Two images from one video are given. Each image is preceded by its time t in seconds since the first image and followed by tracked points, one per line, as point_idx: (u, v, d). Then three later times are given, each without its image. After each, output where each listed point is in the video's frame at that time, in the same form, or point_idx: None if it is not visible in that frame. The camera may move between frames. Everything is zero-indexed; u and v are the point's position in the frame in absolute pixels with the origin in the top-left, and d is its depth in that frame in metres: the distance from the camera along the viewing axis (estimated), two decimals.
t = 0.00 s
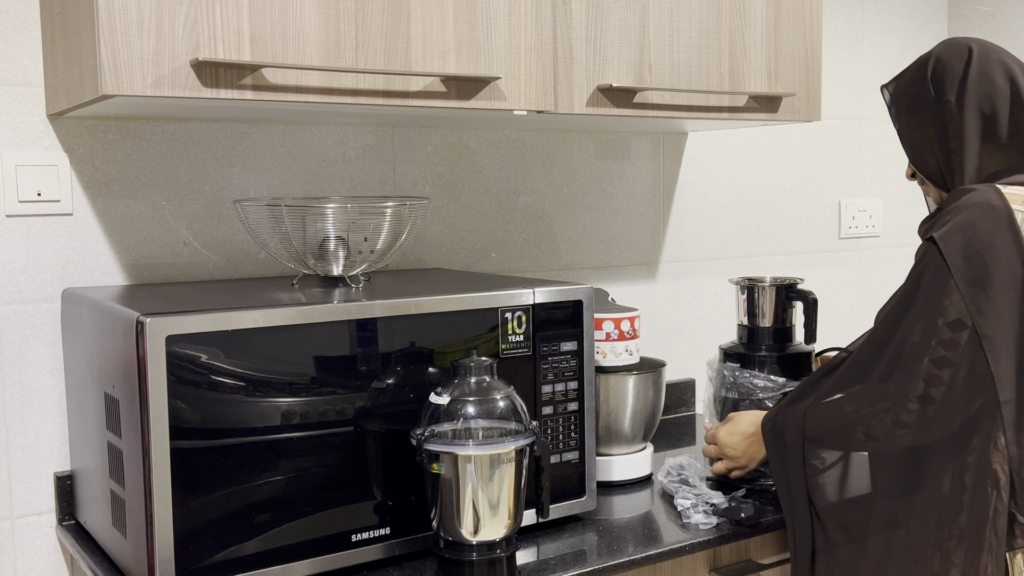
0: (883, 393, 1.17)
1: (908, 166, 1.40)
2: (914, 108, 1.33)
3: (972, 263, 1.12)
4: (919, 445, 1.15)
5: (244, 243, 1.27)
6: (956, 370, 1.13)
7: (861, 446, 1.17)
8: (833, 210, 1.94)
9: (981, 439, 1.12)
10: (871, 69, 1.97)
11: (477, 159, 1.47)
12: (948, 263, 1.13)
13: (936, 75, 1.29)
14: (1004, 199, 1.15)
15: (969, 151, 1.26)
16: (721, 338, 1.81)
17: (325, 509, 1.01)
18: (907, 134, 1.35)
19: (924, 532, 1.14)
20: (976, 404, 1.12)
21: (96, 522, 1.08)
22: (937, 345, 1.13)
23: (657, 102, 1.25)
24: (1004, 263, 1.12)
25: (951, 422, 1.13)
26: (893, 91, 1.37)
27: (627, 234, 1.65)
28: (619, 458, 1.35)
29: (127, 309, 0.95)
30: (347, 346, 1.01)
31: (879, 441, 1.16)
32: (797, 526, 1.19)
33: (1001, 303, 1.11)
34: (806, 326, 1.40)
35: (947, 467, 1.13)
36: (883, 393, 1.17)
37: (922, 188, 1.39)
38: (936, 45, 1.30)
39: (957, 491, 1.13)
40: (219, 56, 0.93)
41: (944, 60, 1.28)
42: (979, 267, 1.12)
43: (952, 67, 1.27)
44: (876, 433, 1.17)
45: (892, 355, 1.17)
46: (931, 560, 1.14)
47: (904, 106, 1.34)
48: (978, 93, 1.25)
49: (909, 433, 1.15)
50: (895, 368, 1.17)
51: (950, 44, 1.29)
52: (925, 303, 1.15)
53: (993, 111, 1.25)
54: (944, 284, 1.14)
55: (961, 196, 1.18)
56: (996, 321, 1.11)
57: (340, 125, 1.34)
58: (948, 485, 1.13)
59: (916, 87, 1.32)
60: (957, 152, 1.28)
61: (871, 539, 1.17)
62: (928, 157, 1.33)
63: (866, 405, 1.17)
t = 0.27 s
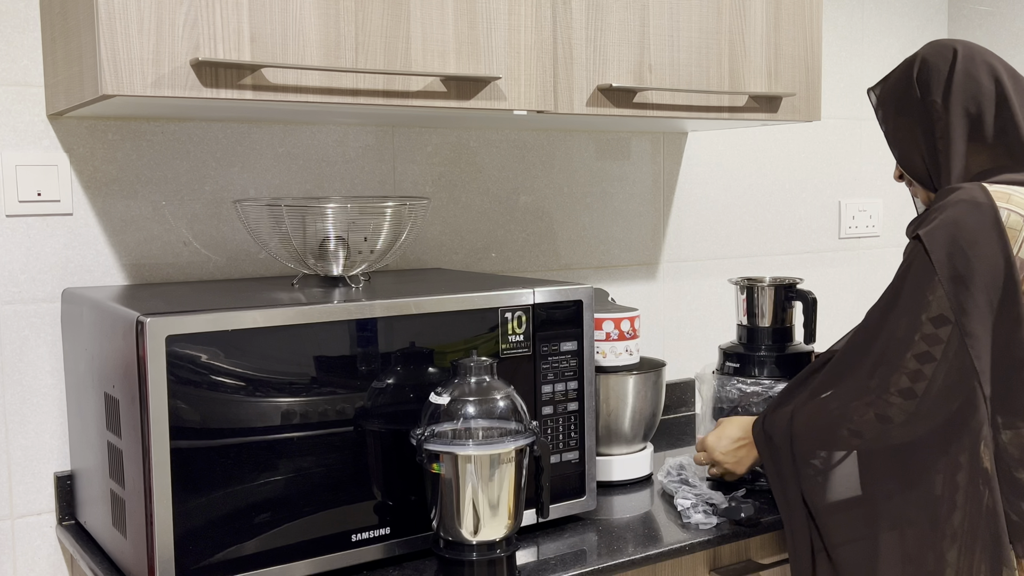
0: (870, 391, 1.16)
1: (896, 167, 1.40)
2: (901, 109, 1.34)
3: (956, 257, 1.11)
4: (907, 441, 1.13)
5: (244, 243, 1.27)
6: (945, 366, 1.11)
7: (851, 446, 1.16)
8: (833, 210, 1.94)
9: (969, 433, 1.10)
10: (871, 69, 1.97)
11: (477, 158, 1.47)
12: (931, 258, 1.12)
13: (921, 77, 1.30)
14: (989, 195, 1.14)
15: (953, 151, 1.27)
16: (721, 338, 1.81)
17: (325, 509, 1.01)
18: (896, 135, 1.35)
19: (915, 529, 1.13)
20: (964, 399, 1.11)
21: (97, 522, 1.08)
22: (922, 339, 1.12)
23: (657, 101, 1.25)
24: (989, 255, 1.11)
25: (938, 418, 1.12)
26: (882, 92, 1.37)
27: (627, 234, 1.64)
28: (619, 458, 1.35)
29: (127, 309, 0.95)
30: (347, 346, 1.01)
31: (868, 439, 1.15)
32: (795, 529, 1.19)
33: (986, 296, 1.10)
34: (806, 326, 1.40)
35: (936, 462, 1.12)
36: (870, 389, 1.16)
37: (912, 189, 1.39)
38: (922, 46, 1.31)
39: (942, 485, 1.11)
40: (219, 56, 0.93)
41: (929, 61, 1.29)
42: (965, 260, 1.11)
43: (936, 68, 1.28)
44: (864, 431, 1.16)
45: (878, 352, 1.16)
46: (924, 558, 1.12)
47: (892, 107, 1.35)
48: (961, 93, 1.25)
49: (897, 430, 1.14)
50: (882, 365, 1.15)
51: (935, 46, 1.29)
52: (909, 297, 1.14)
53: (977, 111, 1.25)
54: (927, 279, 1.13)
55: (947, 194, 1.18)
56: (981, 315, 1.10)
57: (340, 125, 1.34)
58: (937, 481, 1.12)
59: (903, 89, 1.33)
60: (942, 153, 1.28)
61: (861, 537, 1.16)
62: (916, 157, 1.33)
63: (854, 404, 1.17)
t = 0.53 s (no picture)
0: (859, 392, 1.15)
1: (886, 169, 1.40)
2: (890, 110, 1.34)
3: (942, 257, 1.11)
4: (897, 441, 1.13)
5: (244, 243, 1.27)
6: (935, 365, 1.11)
7: (843, 446, 1.16)
8: (833, 210, 1.94)
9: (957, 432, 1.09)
10: (871, 69, 1.97)
11: (477, 159, 1.47)
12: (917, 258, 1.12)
13: (908, 79, 1.30)
14: (975, 194, 1.14)
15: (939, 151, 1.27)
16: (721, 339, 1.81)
17: (325, 509, 1.01)
18: (886, 137, 1.35)
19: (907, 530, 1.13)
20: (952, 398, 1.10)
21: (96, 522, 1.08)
22: (910, 338, 1.12)
23: (657, 101, 1.25)
24: (975, 254, 1.10)
25: (927, 417, 1.11)
26: (872, 95, 1.38)
27: (627, 234, 1.64)
28: (619, 458, 1.35)
29: (127, 309, 0.95)
30: (347, 346, 1.01)
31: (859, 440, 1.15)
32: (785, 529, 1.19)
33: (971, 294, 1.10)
34: (806, 326, 1.40)
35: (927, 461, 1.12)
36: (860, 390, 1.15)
37: (903, 190, 1.39)
38: (911, 49, 1.31)
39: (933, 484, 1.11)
40: (219, 56, 0.93)
41: (917, 62, 1.29)
42: (950, 259, 1.10)
43: (923, 69, 1.28)
44: (855, 433, 1.15)
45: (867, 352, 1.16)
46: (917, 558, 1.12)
47: (882, 110, 1.35)
48: (948, 94, 1.25)
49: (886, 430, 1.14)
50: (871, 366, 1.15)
51: (923, 48, 1.30)
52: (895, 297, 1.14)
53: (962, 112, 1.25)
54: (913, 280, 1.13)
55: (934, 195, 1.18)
56: (966, 313, 1.10)
57: (340, 125, 1.34)
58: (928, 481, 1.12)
59: (892, 91, 1.33)
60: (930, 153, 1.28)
61: (854, 538, 1.16)
62: (904, 158, 1.33)
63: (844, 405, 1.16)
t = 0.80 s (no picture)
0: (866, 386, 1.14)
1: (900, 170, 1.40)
2: (900, 111, 1.34)
3: (953, 250, 1.08)
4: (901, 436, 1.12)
5: (244, 244, 1.27)
6: (941, 360, 1.08)
7: (848, 441, 1.15)
8: (833, 210, 1.94)
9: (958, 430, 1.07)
10: (871, 69, 1.97)
11: (477, 158, 1.47)
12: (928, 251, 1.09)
13: (919, 80, 1.30)
14: (990, 189, 1.10)
15: (952, 151, 1.27)
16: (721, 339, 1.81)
17: (324, 510, 1.01)
18: (897, 137, 1.35)
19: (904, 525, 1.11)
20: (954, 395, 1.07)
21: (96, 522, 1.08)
22: (919, 331, 1.10)
23: (656, 102, 1.25)
24: (988, 248, 1.07)
25: (931, 414, 1.09)
26: (882, 96, 1.37)
27: (627, 234, 1.64)
28: (619, 458, 1.35)
29: (127, 309, 0.95)
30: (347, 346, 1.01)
31: (863, 435, 1.14)
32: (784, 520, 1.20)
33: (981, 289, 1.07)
34: (808, 326, 1.40)
35: (927, 456, 1.10)
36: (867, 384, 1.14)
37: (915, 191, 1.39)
38: (919, 50, 1.31)
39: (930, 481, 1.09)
40: (219, 56, 0.93)
41: (927, 63, 1.29)
42: (960, 252, 1.08)
43: (934, 69, 1.28)
44: (860, 427, 1.14)
45: (876, 346, 1.14)
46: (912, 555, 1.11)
47: (892, 111, 1.35)
48: (959, 93, 1.25)
49: (892, 425, 1.12)
50: (880, 360, 1.13)
51: (933, 48, 1.30)
52: (907, 291, 1.12)
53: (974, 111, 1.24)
54: (927, 273, 1.10)
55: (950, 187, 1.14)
56: (976, 308, 1.06)
57: (340, 125, 1.34)
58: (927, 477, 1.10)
59: (901, 92, 1.33)
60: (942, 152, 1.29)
61: (852, 532, 1.15)
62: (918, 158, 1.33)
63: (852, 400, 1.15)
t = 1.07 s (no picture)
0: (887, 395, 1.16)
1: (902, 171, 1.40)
2: (901, 113, 1.34)
3: (969, 258, 1.10)
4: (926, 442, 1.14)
5: (244, 244, 1.27)
6: (967, 367, 1.10)
7: (872, 449, 1.17)
8: (833, 210, 1.94)
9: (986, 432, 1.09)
10: (871, 68, 1.97)
11: (478, 158, 1.47)
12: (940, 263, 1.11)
13: (920, 82, 1.30)
14: (990, 195, 1.14)
15: (953, 153, 1.27)
16: (721, 339, 1.81)
17: (324, 509, 1.01)
18: (899, 138, 1.35)
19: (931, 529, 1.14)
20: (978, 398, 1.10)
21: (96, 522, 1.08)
22: (957, 341, 1.11)
23: (656, 102, 1.25)
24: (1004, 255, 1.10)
25: (956, 419, 1.11)
26: (884, 97, 1.38)
27: (627, 233, 1.64)
28: (619, 458, 1.35)
29: (127, 309, 0.95)
30: (347, 346, 1.01)
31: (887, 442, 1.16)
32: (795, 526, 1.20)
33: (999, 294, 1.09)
34: (812, 326, 1.40)
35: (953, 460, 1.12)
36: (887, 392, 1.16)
37: (918, 192, 1.39)
38: (921, 52, 1.31)
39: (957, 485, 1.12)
40: (219, 56, 0.93)
41: (928, 65, 1.29)
42: (977, 261, 1.10)
43: (935, 71, 1.28)
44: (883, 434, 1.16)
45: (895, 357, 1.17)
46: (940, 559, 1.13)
47: (894, 112, 1.35)
48: (960, 95, 1.25)
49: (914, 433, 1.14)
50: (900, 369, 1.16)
51: (934, 50, 1.29)
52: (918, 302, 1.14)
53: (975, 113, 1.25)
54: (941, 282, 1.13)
55: (949, 195, 1.17)
56: (997, 313, 1.08)
57: (340, 125, 1.34)
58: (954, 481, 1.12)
59: (903, 93, 1.33)
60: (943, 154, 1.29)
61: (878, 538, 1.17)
62: (919, 159, 1.33)
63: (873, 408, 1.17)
